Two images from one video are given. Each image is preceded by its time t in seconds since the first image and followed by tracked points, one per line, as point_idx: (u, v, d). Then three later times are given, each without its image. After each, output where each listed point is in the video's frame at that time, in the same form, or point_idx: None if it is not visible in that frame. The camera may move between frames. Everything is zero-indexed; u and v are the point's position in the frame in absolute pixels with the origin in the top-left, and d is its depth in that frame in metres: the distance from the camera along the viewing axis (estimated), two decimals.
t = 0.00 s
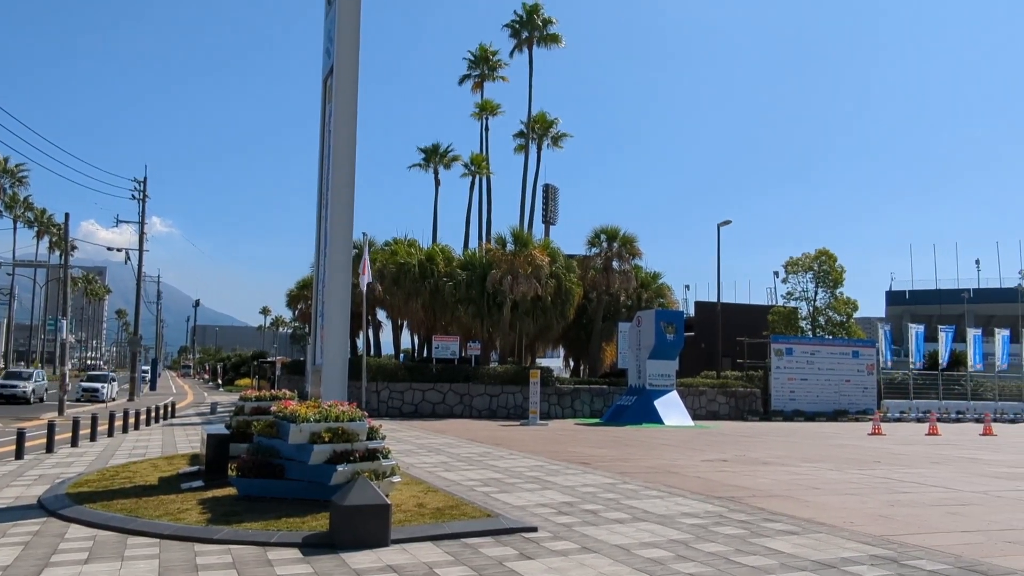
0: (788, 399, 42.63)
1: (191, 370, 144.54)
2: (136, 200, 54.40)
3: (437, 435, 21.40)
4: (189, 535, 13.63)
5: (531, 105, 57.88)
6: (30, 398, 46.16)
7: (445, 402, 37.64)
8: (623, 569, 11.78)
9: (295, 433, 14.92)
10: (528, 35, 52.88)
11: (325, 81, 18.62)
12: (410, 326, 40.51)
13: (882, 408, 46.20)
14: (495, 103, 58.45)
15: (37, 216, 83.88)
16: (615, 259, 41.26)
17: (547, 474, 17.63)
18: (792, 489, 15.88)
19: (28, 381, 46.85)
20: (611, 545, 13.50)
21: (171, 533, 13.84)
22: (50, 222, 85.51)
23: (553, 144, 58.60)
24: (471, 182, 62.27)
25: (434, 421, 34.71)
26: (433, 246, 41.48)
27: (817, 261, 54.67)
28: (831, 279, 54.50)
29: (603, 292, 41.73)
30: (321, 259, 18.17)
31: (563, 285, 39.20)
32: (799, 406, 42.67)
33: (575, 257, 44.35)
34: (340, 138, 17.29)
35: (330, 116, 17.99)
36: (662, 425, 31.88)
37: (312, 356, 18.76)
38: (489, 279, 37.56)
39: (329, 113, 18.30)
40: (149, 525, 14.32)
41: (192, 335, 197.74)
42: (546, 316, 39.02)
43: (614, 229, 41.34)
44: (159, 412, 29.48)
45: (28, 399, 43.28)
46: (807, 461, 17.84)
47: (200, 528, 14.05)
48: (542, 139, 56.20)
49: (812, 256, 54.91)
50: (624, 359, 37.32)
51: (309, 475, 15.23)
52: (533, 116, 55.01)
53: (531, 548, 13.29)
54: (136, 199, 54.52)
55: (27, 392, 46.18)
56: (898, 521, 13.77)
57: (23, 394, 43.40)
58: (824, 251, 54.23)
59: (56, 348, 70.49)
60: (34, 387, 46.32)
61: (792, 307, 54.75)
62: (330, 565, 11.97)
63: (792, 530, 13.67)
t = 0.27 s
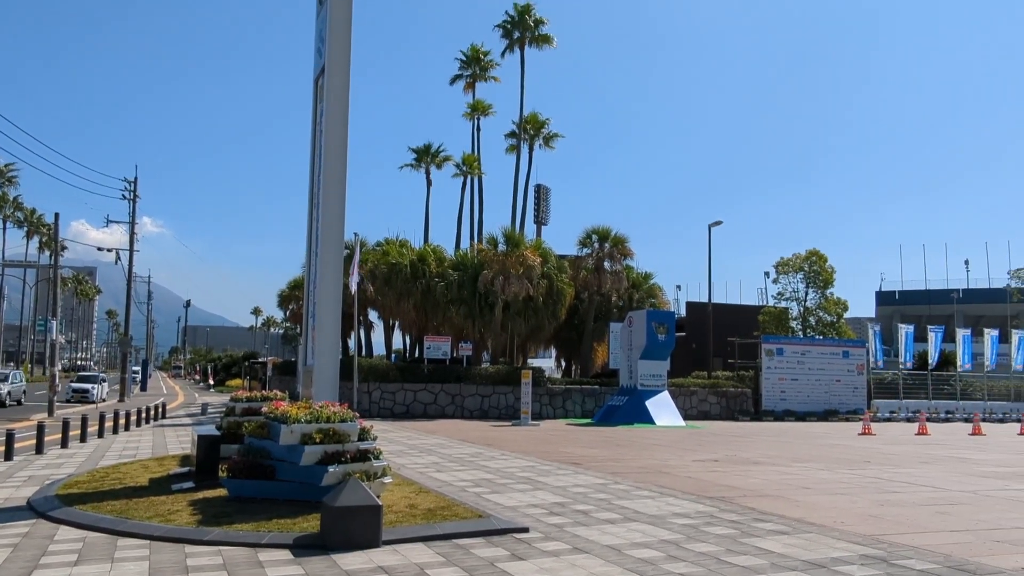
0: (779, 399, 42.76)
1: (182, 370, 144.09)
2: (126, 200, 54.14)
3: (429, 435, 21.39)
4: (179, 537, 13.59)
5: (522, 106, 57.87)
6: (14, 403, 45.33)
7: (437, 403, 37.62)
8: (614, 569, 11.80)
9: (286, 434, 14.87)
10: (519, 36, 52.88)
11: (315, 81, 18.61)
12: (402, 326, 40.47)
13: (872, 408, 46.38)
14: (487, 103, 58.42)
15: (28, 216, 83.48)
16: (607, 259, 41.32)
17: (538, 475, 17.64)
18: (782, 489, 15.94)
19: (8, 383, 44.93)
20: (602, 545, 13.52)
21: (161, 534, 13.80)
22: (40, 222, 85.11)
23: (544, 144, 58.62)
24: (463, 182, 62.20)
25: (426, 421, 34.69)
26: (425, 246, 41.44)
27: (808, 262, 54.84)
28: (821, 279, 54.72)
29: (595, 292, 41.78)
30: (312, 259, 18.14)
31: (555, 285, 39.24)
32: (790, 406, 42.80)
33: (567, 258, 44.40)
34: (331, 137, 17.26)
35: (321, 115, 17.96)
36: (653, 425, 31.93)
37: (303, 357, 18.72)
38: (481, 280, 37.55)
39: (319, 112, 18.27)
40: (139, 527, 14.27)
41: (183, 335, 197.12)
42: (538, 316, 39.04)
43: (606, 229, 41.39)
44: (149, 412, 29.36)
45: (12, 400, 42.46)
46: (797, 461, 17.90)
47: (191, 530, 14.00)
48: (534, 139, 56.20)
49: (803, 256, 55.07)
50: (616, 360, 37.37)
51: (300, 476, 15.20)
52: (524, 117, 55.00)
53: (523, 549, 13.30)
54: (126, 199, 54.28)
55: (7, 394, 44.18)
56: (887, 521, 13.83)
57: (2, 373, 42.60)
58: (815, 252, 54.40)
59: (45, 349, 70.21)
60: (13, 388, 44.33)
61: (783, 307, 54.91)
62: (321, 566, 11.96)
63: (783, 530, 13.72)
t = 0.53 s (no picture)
0: (771, 398, 42.87)
1: (174, 370, 143.66)
2: (118, 200, 53.91)
3: (422, 436, 21.37)
4: (172, 538, 13.55)
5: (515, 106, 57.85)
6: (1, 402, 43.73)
7: (429, 403, 37.60)
8: (607, 569, 11.83)
9: (279, 434, 14.85)
10: (512, 36, 52.88)
11: (308, 81, 18.56)
12: (394, 326, 40.43)
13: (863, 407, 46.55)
14: (480, 103, 58.39)
15: (18, 216, 83.10)
16: (600, 259, 41.38)
17: (531, 475, 17.66)
18: (774, 488, 16.00)
19: None
20: (595, 545, 13.54)
21: (153, 535, 13.76)
22: (31, 222, 84.73)
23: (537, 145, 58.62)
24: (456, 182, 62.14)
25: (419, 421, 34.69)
26: (417, 247, 41.42)
27: (800, 262, 54.99)
28: (813, 279, 54.88)
29: (587, 292, 41.83)
30: (305, 259, 18.10)
31: (547, 285, 39.27)
32: (782, 406, 42.91)
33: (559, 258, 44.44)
34: (324, 137, 17.23)
35: (314, 115, 17.93)
36: (645, 425, 31.98)
37: (296, 357, 18.68)
38: (474, 280, 37.56)
39: (312, 112, 18.23)
40: (131, 528, 14.22)
41: (175, 335, 196.48)
42: (531, 316, 39.06)
43: (598, 229, 41.44)
44: (141, 413, 29.24)
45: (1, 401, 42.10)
46: (789, 461, 17.96)
47: (183, 531, 13.96)
48: (527, 139, 56.20)
49: (795, 256, 55.23)
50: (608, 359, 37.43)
51: (293, 477, 15.17)
52: (517, 117, 55.01)
53: (516, 549, 13.31)
54: (117, 199, 54.06)
55: None
56: (879, 520, 13.89)
57: None
58: (806, 252, 54.55)
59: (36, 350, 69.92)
60: None
61: (775, 307, 55.06)
62: (314, 567, 11.94)
63: (775, 530, 13.77)
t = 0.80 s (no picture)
0: (764, 398, 43.01)
1: (166, 370, 143.17)
2: (111, 200, 53.69)
3: (416, 436, 21.38)
4: (166, 539, 13.53)
5: (509, 106, 57.85)
6: None
7: (424, 403, 37.60)
8: (602, 570, 11.87)
9: (273, 435, 14.83)
10: (506, 36, 52.88)
11: (303, 81, 18.54)
12: (388, 326, 40.40)
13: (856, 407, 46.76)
14: (474, 103, 58.38)
15: (10, 216, 82.68)
16: (594, 259, 41.45)
17: (526, 475, 17.69)
18: (768, 488, 16.07)
19: None
20: (590, 545, 13.59)
21: (147, 536, 13.74)
22: (23, 222, 84.29)
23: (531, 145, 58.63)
24: (450, 182, 62.10)
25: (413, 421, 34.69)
26: (412, 247, 41.40)
27: (793, 262, 55.19)
28: (806, 280, 55.09)
29: (581, 292, 41.90)
30: (299, 259, 18.06)
31: (541, 285, 39.31)
32: (775, 405, 43.06)
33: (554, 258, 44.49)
34: (319, 138, 17.21)
35: (308, 115, 17.90)
36: (640, 425, 32.05)
37: (290, 358, 18.65)
38: (468, 280, 37.55)
39: (307, 112, 18.21)
40: (125, 529, 14.19)
41: (167, 335, 195.84)
42: (525, 317, 39.09)
43: (592, 229, 41.50)
44: (135, 413, 29.15)
45: None
46: (783, 461, 18.04)
47: (177, 532, 13.94)
48: (521, 139, 56.21)
49: (788, 256, 55.43)
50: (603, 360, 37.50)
51: (288, 478, 15.16)
52: (511, 117, 55.01)
53: (511, 549, 13.34)
54: (110, 199, 53.83)
55: None
56: (872, 520, 13.97)
57: None
58: (799, 252, 54.75)
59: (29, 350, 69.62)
60: None
61: (768, 307, 55.26)
62: (309, 568, 11.94)
63: (769, 529, 13.83)
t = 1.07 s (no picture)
0: (758, 398, 43.14)
1: (160, 370, 142.80)
2: (105, 199, 53.50)
3: (411, 437, 21.38)
4: (161, 540, 13.52)
5: (504, 106, 57.83)
6: None
7: (418, 403, 37.59)
8: (598, 570, 11.90)
9: (268, 435, 14.82)
10: (501, 36, 52.87)
11: (297, 81, 18.51)
12: (383, 326, 40.38)
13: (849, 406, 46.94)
14: (469, 103, 58.35)
15: (4, 216, 82.36)
16: (588, 259, 41.49)
17: (521, 475, 17.71)
18: (762, 488, 16.13)
19: None
20: (585, 545, 13.62)
21: (141, 537, 13.71)
22: (16, 221, 83.92)
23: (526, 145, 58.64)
24: (445, 182, 62.10)
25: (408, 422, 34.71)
26: (407, 247, 41.39)
27: (786, 262, 55.35)
28: (799, 280, 55.26)
29: (576, 292, 41.95)
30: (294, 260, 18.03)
31: (536, 285, 39.33)
32: (769, 405, 43.19)
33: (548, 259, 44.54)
34: (313, 138, 17.18)
35: (303, 115, 17.87)
36: (634, 425, 32.10)
37: (285, 359, 18.63)
38: (463, 280, 37.55)
39: (301, 112, 18.17)
40: (119, 530, 14.16)
41: (160, 334, 195.30)
42: (520, 317, 39.12)
43: (587, 230, 41.54)
44: (129, 414, 29.06)
45: None
46: (777, 460, 18.10)
47: (172, 533, 13.93)
48: (515, 140, 56.20)
49: (782, 256, 55.59)
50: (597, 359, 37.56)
51: (282, 478, 15.15)
52: (506, 117, 55.02)
53: (507, 550, 13.36)
54: (103, 198, 53.63)
55: None
56: (866, 520, 14.04)
57: None
58: (793, 252, 54.91)
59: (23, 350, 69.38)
60: None
61: (762, 307, 55.41)
62: (305, 569, 11.94)
63: (763, 529, 13.89)
